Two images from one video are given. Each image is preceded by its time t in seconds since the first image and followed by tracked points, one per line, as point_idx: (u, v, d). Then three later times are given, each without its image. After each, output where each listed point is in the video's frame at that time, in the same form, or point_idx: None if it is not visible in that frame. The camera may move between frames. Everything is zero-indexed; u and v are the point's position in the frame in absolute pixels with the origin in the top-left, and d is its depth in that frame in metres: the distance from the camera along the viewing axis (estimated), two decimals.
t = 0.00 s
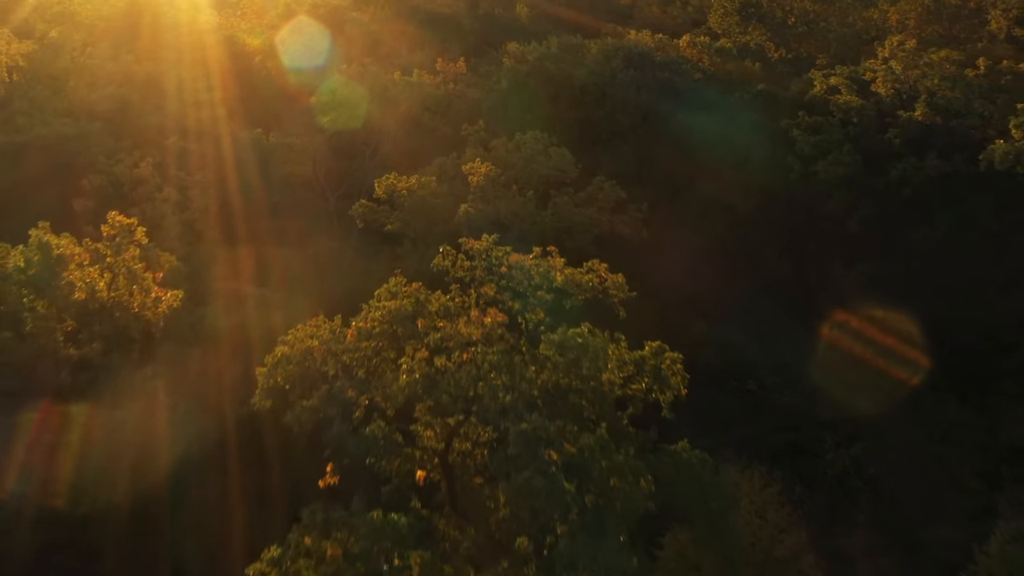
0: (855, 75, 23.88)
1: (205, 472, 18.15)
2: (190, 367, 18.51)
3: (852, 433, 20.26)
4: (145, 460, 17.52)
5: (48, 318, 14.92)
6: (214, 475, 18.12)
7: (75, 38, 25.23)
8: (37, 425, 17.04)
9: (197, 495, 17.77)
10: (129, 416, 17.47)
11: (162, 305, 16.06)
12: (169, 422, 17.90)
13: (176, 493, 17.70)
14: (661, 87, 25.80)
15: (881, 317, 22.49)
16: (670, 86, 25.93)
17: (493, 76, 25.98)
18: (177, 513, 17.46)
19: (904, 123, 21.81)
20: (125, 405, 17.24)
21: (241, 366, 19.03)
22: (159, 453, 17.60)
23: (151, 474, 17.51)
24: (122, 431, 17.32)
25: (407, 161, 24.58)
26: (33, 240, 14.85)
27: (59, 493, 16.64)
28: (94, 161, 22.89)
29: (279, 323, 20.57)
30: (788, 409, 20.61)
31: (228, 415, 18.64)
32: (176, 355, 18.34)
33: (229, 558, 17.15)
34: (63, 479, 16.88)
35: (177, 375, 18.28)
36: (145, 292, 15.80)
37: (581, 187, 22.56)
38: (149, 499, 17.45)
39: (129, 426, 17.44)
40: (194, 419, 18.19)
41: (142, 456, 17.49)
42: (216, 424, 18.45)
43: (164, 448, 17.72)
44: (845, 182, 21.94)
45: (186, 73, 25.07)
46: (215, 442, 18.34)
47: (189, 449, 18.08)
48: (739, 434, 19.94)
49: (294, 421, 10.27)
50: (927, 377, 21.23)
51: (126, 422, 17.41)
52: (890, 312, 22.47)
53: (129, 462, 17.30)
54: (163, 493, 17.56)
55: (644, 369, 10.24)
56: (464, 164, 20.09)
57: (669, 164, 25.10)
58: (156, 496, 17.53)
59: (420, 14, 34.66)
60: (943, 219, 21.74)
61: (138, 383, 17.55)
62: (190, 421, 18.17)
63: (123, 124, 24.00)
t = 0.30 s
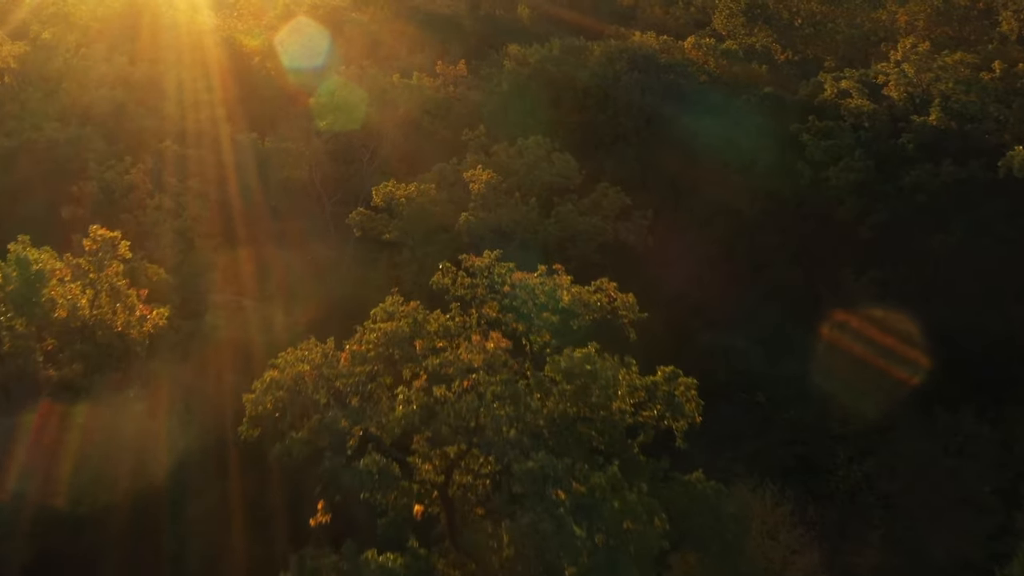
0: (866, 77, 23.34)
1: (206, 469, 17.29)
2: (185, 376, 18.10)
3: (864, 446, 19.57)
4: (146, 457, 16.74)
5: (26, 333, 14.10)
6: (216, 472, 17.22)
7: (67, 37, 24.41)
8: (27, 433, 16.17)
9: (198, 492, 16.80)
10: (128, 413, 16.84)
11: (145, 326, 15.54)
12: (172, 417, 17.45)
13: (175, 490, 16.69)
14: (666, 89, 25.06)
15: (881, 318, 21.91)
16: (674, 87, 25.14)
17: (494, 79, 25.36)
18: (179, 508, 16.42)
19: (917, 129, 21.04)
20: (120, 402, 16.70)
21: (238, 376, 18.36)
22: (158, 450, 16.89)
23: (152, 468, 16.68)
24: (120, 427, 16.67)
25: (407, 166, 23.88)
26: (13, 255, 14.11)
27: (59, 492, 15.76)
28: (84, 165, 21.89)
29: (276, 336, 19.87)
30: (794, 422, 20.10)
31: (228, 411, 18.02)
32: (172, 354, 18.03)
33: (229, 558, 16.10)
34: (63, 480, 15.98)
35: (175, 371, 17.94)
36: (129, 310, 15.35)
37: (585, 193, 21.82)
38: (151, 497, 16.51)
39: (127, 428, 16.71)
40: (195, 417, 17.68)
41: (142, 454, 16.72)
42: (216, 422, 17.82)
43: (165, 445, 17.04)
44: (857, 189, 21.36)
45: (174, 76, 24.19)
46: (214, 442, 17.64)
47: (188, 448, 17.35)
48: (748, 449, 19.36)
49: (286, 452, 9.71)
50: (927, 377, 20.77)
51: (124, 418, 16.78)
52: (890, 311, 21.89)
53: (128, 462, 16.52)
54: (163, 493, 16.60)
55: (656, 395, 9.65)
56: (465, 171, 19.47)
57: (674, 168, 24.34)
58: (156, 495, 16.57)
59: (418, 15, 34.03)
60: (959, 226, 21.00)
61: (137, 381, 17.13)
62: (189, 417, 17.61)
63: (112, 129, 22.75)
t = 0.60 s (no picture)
0: (876, 81, 22.80)
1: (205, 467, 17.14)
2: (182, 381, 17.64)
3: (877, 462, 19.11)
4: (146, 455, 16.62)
5: None
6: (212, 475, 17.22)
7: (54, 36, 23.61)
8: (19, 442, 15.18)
9: (197, 488, 16.80)
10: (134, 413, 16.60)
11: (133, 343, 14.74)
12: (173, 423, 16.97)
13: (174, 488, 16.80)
14: (672, 92, 24.36)
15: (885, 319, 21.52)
16: (680, 91, 24.46)
17: (495, 81, 24.66)
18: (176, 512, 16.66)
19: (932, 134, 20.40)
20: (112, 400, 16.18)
21: (238, 371, 18.59)
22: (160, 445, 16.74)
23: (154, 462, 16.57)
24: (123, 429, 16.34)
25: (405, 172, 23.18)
26: None
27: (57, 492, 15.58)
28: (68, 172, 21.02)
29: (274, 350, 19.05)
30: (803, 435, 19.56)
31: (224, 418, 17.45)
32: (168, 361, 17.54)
33: (230, 545, 16.34)
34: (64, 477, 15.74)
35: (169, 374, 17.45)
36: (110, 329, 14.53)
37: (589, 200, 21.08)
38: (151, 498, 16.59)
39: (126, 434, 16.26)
40: (192, 415, 17.32)
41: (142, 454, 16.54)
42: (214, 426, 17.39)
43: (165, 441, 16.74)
44: (870, 196, 20.80)
45: (173, 74, 23.50)
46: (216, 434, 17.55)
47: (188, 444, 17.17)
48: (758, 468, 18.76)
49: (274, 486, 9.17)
50: (927, 378, 20.41)
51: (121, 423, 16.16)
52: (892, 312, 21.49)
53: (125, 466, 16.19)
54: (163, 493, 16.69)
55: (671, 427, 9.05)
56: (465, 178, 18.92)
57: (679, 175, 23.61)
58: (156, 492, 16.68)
59: (417, 14, 33.30)
60: (975, 234, 20.20)
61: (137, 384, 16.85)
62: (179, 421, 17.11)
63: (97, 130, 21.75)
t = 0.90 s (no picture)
0: (890, 84, 21.83)
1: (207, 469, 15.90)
2: (181, 384, 16.62)
3: (889, 479, 18.71)
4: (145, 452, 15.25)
5: None
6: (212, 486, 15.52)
7: (48, 40, 22.93)
8: (12, 444, 13.69)
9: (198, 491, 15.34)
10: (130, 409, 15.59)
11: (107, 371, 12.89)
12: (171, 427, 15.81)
13: (175, 489, 15.36)
14: (676, 95, 23.81)
15: (884, 319, 21.34)
16: (683, 93, 23.87)
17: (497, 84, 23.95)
18: (174, 522, 15.10)
19: (948, 140, 19.54)
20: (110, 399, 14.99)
21: (240, 377, 17.39)
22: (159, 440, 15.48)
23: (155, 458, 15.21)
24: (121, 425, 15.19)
25: (403, 177, 22.51)
26: None
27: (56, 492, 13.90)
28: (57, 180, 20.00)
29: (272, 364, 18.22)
30: (811, 450, 19.38)
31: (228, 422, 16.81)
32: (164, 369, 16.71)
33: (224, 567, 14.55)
34: (62, 475, 14.18)
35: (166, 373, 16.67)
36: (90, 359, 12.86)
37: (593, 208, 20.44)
38: (152, 497, 15.00)
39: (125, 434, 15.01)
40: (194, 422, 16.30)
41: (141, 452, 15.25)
42: (217, 425, 16.30)
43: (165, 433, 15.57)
44: (881, 203, 20.20)
45: (166, 78, 22.84)
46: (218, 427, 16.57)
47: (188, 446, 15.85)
48: (767, 487, 18.49)
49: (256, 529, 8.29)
50: (928, 378, 20.27)
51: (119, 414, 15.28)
52: (890, 312, 21.33)
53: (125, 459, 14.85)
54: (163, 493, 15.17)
55: (685, 459, 8.64)
56: (466, 184, 18.55)
57: (685, 180, 23.29)
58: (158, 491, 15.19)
59: (420, 15, 32.58)
60: (991, 248, 19.81)
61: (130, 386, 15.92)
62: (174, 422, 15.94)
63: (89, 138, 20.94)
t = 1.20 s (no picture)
0: (903, 88, 21.20)
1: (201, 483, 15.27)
2: (169, 401, 15.93)
3: (902, 496, 18.21)
4: (149, 453, 15.38)
5: None
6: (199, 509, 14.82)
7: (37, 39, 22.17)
8: None
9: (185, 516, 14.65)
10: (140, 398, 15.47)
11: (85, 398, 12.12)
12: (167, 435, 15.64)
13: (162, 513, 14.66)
14: (682, 97, 23.11)
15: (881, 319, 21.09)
16: (690, 96, 23.16)
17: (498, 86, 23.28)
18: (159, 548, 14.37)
19: (965, 146, 18.91)
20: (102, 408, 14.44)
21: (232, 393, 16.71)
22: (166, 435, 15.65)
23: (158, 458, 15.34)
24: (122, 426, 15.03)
25: (402, 183, 21.87)
26: None
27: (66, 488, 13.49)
28: (44, 186, 19.31)
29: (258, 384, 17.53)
30: (823, 465, 18.95)
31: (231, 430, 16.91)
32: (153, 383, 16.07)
33: None
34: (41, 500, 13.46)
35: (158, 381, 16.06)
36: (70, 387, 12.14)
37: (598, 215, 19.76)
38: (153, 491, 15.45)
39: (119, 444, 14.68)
40: (186, 438, 15.95)
41: (145, 453, 15.25)
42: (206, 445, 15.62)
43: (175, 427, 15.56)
44: (895, 210, 19.57)
45: (157, 79, 22.21)
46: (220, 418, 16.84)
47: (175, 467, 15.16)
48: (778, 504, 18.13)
49: None
50: (927, 378, 20.17)
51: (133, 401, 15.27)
52: (889, 311, 20.99)
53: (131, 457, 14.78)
54: (164, 489, 15.65)
55: (699, 501, 8.21)
56: (466, 192, 17.91)
57: (690, 185, 22.56)
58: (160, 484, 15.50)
59: (419, 15, 31.90)
60: (1008, 255, 18.85)
61: (127, 390, 15.29)
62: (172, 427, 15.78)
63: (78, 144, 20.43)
